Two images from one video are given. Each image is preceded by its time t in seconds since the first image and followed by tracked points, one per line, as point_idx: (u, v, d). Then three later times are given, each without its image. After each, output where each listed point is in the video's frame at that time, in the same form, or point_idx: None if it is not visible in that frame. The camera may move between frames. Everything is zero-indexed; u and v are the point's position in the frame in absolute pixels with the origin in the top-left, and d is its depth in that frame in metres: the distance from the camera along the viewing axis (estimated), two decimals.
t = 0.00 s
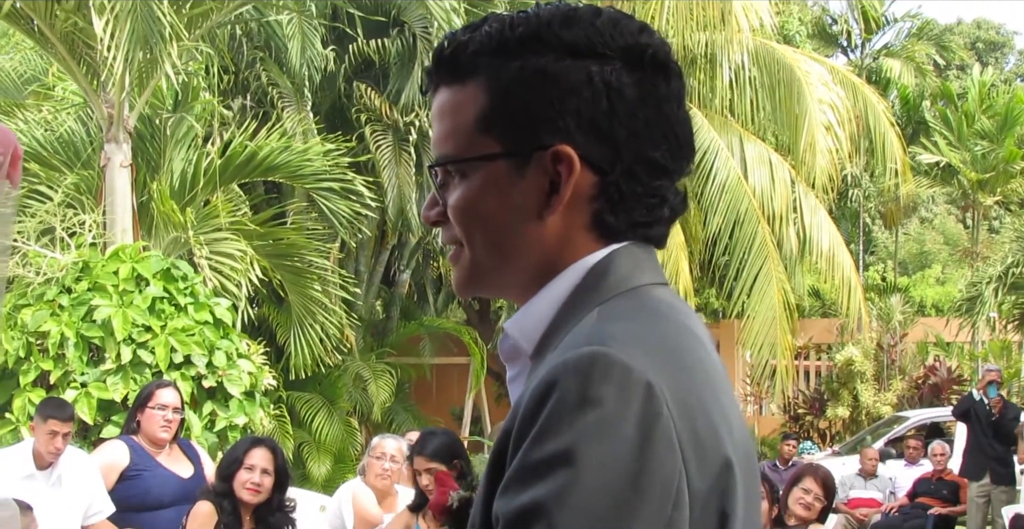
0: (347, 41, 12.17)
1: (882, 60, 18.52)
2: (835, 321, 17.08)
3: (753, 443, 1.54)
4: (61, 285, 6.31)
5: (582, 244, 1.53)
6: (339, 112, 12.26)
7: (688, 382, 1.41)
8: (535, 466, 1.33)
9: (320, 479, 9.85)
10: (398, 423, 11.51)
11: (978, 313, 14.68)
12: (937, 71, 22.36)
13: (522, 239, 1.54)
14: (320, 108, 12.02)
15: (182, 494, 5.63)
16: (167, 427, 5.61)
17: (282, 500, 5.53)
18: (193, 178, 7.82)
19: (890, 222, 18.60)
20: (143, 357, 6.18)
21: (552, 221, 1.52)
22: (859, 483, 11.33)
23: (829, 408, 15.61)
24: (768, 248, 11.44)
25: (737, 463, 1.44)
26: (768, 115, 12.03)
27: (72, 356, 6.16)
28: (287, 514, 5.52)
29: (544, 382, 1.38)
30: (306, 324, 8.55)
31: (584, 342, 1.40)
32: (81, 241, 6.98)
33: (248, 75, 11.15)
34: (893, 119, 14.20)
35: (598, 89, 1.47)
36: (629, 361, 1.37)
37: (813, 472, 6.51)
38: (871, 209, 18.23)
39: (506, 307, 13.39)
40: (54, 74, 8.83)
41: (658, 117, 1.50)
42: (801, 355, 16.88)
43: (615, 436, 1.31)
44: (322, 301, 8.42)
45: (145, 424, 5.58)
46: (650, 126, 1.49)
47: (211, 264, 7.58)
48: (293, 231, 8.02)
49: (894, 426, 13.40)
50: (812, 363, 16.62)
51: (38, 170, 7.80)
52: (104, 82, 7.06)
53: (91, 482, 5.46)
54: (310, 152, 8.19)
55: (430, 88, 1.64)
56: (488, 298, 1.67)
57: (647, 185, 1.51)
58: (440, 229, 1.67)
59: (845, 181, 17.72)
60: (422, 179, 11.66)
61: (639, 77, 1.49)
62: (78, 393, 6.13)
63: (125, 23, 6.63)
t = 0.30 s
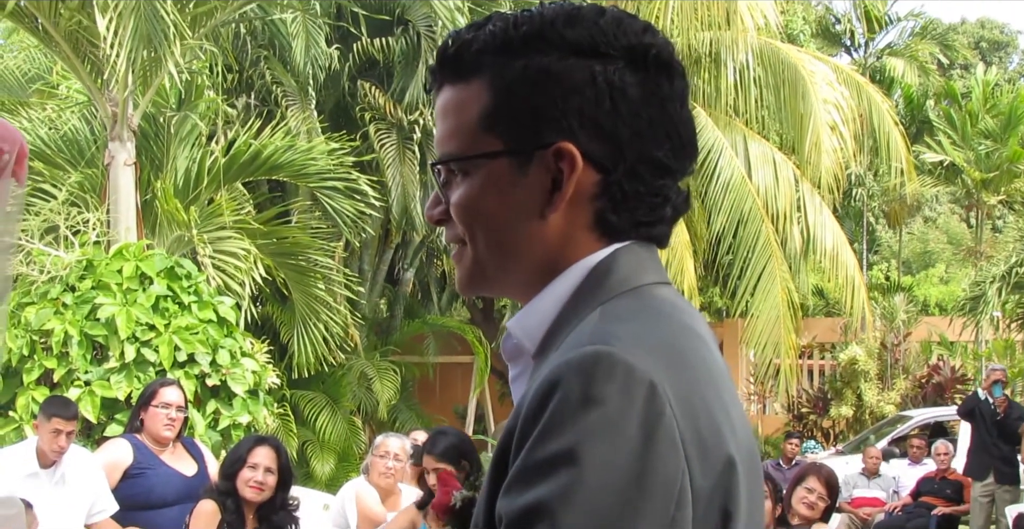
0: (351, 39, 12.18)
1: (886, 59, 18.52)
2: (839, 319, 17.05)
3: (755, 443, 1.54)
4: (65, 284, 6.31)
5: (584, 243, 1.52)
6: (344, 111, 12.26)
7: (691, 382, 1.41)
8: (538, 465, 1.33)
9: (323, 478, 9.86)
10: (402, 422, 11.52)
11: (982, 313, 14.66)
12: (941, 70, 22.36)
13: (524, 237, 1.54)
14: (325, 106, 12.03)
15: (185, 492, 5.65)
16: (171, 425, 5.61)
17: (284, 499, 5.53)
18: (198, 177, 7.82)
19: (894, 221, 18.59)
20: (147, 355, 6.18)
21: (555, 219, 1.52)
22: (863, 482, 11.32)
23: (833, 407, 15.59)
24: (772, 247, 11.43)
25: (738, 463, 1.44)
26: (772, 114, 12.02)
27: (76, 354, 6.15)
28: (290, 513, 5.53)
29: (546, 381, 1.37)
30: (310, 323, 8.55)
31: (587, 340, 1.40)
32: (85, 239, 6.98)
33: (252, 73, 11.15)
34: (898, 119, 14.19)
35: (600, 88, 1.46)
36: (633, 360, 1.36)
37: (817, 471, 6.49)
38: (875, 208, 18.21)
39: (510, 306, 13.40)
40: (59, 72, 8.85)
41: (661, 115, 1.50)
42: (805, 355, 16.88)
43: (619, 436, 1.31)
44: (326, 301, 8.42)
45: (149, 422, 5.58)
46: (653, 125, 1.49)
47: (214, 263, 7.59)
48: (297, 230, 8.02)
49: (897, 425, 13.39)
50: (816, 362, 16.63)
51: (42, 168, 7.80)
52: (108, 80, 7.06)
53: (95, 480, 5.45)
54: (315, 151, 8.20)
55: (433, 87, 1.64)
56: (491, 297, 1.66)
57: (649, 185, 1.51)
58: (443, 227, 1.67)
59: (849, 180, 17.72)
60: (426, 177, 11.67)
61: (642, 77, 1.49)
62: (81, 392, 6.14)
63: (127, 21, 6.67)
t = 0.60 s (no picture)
0: (354, 40, 12.19)
1: (888, 59, 18.50)
2: (841, 320, 17.03)
3: (760, 445, 1.54)
4: (67, 284, 6.31)
5: (589, 244, 1.52)
6: (346, 112, 12.26)
7: (695, 382, 1.41)
8: (544, 465, 1.33)
9: (325, 478, 9.87)
10: (404, 422, 11.52)
11: (984, 313, 14.65)
12: (943, 71, 22.36)
13: (526, 240, 1.54)
14: (327, 106, 12.04)
15: (187, 492, 5.64)
16: (172, 425, 5.62)
17: (287, 499, 5.53)
18: (200, 177, 7.79)
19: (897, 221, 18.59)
20: (149, 355, 6.19)
21: (557, 222, 1.52)
22: (864, 482, 11.29)
23: (835, 408, 15.57)
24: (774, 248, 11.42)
25: (744, 463, 1.43)
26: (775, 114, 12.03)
27: (78, 355, 6.15)
28: (292, 513, 5.52)
29: (552, 381, 1.37)
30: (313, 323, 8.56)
31: (592, 341, 1.40)
32: (88, 239, 6.99)
33: (255, 73, 11.16)
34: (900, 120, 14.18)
35: (597, 90, 1.46)
36: (638, 359, 1.36)
37: (819, 471, 6.49)
38: (877, 208, 18.21)
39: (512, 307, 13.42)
40: (62, 73, 8.88)
41: (658, 114, 1.50)
42: (807, 355, 16.88)
43: (625, 435, 1.30)
44: (328, 301, 8.43)
45: (152, 422, 5.59)
46: (651, 125, 1.49)
47: (216, 263, 7.58)
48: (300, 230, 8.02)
49: (899, 425, 13.38)
50: (818, 363, 16.63)
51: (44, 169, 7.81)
52: (110, 80, 7.05)
53: (97, 480, 5.45)
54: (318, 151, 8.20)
55: (431, 95, 1.64)
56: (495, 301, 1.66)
57: (650, 184, 1.50)
58: (447, 234, 1.67)
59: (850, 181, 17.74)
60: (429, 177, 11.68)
61: (639, 77, 1.49)
62: (83, 392, 6.14)
63: (130, 21, 6.70)
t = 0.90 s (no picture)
0: (356, 39, 12.18)
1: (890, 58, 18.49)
2: (844, 318, 17.01)
3: (765, 444, 1.54)
4: (69, 284, 6.32)
5: (593, 244, 1.52)
6: (348, 111, 12.25)
7: (701, 381, 1.40)
8: (549, 465, 1.32)
9: (328, 477, 9.88)
10: (407, 422, 11.52)
11: (986, 312, 14.63)
12: (946, 70, 22.36)
13: (528, 242, 1.53)
14: (329, 106, 12.03)
15: (190, 491, 5.64)
16: (175, 425, 5.62)
17: (289, 499, 5.53)
18: (202, 177, 7.80)
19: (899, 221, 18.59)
20: (152, 356, 6.19)
21: (558, 225, 1.51)
22: (867, 482, 11.20)
23: (837, 408, 15.56)
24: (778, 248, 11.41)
25: (749, 465, 1.43)
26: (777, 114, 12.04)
27: (80, 355, 6.14)
28: (295, 513, 5.52)
29: (557, 381, 1.37)
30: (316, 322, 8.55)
31: (598, 341, 1.40)
32: (90, 239, 6.99)
33: (257, 73, 11.16)
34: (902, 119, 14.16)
35: (593, 90, 1.46)
36: (644, 359, 1.36)
37: (822, 470, 6.48)
38: (879, 208, 18.20)
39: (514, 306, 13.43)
40: (65, 73, 8.89)
41: (656, 112, 1.49)
42: (811, 355, 16.88)
43: (630, 434, 1.30)
44: (331, 300, 8.42)
45: (154, 422, 5.59)
46: (648, 122, 1.48)
47: (219, 262, 7.59)
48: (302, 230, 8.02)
49: (902, 425, 13.37)
50: (821, 362, 16.65)
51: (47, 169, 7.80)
52: (112, 80, 7.05)
53: (100, 480, 5.44)
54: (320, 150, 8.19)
55: (427, 102, 1.64)
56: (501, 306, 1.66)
57: (651, 181, 1.50)
58: (451, 243, 1.67)
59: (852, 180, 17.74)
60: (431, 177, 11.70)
61: (633, 76, 1.48)
62: (86, 392, 6.14)
63: (133, 21, 6.69)
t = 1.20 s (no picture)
0: (364, 38, 12.17)
1: (899, 55, 18.43)
2: (853, 315, 16.96)
3: (777, 442, 1.57)
4: (80, 283, 6.33)
5: (607, 241, 1.56)
6: (357, 110, 12.25)
7: (713, 378, 1.43)
8: (565, 461, 1.35)
9: (339, 476, 9.89)
10: (416, 421, 11.52)
11: (997, 309, 14.58)
12: (955, 67, 22.31)
13: (543, 236, 1.57)
14: (337, 105, 12.03)
15: (201, 490, 5.66)
16: (186, 424, 5.64)
17: (301, 497, 5.53)
18: (211, 176, 7.80)
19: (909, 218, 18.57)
20: (162, 354, 6.19)
21: (573, 219, 1.54)
22: (878, 479, 11.17)
23: (847, 405, 15.53)
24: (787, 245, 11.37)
25: (763, 460, 1.45)
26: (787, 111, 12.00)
27: (91, 354, 6.14)
28: (305, 511, 5.51)
29: (572, 379, 1.40)
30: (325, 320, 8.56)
31: (614, 339, 1.43)
32: (100, 238, 7.00)
33: (265, 72, 11.17)
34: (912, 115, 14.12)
35: (613, 87, 1.49)
36: (658, 356, 1.39)
37: (833, 468, 6.47)
38: (889, 205, 18.18)
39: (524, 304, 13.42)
40: (73, 72, 8.92)
41: (673, 111, 1.52)
42: (821, 352, 16.83)
43: (645, 430, 1.33)
44: (341, 298, 8.42)
45: (165, 420, 5.61)
46: (667, 121, 1.52)
47: (229, 261, 7.60)
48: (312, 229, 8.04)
49: (913, 422, 13.33)
50: (832, 359, 16.60)
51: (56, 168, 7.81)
52: (122, 80, 7.07)
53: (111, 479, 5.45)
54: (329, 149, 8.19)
55: (445, 90, 1.67)
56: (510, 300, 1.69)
57: (667, 180, 1.53)
58: (460, 232, 1.70)
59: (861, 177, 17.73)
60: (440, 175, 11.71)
61: (654, 74, 1.52)
62: (96, 391, 6.13)
63: (141, 20, 6.69)
